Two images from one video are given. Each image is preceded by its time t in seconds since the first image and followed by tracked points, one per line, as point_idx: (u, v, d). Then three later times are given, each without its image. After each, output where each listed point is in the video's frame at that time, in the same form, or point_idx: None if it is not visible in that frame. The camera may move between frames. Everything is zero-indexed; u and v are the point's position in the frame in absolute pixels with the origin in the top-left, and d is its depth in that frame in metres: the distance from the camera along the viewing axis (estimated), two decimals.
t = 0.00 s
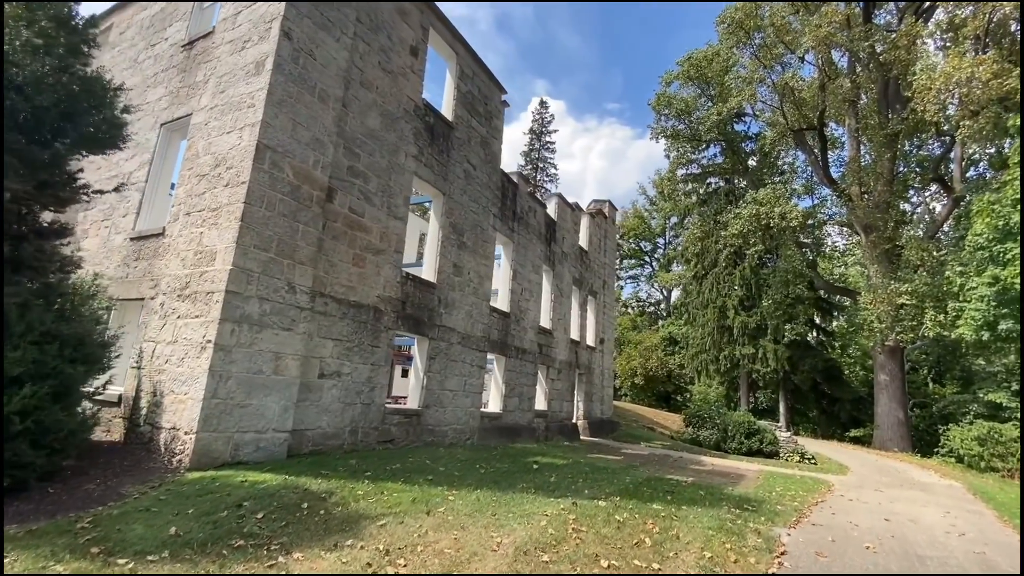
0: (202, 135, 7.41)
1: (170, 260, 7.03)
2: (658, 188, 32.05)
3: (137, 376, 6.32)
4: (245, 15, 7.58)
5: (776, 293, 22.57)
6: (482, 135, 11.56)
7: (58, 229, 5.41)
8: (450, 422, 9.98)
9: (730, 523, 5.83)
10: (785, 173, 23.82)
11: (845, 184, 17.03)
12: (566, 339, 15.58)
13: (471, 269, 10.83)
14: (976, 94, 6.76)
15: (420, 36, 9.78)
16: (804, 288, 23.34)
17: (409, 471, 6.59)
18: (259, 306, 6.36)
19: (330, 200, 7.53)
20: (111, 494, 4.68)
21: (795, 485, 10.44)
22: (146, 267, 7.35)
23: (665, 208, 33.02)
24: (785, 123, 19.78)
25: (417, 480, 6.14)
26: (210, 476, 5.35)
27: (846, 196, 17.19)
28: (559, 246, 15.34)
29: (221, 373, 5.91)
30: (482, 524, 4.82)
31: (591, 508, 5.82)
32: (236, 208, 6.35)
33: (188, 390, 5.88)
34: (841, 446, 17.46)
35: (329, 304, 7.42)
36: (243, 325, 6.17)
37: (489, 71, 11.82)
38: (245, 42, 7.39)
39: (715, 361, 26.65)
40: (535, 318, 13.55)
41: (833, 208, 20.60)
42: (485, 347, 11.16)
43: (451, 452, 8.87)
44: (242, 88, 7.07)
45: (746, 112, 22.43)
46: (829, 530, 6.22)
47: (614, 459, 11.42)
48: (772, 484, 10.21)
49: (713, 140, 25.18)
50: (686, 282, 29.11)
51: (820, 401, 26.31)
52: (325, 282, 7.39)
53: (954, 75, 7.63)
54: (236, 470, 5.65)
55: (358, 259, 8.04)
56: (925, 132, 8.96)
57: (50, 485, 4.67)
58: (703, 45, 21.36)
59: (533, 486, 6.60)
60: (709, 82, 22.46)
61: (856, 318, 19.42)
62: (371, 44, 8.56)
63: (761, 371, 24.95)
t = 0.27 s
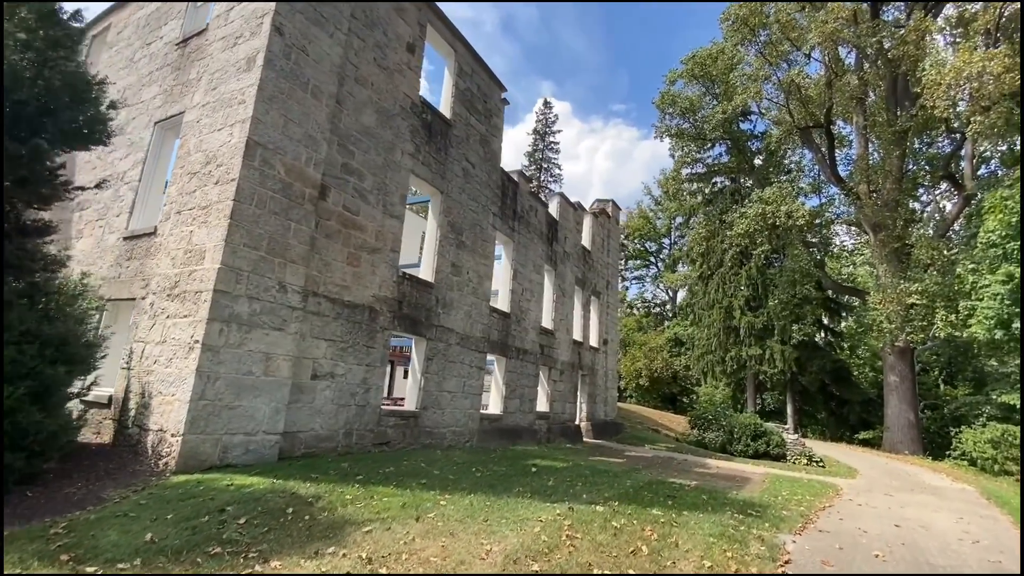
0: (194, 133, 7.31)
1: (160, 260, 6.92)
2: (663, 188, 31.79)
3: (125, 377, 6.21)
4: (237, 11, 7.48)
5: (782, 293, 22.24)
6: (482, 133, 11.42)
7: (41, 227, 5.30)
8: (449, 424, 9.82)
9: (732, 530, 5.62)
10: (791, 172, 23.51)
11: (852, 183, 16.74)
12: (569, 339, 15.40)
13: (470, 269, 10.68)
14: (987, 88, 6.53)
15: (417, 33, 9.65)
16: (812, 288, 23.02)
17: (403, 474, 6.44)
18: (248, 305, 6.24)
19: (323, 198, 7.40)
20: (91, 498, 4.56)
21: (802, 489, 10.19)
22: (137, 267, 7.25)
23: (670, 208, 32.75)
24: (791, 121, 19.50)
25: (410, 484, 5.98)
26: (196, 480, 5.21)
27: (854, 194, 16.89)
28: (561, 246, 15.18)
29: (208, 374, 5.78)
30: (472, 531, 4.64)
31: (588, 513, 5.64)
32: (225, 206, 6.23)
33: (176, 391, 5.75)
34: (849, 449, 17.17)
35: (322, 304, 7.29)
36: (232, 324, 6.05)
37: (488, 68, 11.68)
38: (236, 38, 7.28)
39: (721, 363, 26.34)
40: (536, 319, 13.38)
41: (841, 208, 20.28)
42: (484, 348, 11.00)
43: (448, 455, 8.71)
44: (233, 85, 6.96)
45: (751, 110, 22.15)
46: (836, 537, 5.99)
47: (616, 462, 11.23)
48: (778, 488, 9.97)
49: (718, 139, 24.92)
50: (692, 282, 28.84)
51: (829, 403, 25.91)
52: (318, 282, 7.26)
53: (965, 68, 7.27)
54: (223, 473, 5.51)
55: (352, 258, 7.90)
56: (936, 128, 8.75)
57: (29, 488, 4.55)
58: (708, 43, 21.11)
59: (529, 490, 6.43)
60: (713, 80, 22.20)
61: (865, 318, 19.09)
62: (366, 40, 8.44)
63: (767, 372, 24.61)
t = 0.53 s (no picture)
0: (186, 131, 7.21)
1: (151, 260, 6.82)
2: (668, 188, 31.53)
3: (114, 379, 6.11)
4: (229, 8, 7.38)
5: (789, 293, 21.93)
6: (481, 132, 11.28)
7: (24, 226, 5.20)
8: (447, 426, 9.67)
9: (733, 537, 5.42)
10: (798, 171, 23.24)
11: (860, 181, 16.44)
12: (571, 340, 15.22)
13: (469, 269, 10.54)
14: (1000, 81, 6.27)
15: (414, 30, 9.53)
16: (819, 288, 22.67)
17: (396, 478, 6.28)
18: (238, 305, 6.12)
19: (317, 196, 7.28)
20: (71, 503, 4.44)
21: (809, 493, 9.95)
22: (130, 267, 7.16)
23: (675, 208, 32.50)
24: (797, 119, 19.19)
25: (402, 489, 5.83)
26: (181, 484, 5.09)
27: (861, 193, 16.60)
28: (563, 246, 15.01)
29: (197, 376, 5.67)
30: (462, 538, 4.48)
31: (585, 519, 5.46)
32: (215, 204, 6.12)
33: (163, 393, 5.64)
34: (857, 451, 16.86)
35: (316, 304, 7.16)
36: (222, 325, 5.93)
37: (487, 66, 11.55)
38: (229, 35, 7.18)
39: (727, 364, 26.06)
40: (538, 319, 13.22)
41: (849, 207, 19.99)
42: (484, 349, 10.85)
43: (446, 458, 8.56)
44: (224, 82, 6.86)
45: (757, 109, 21.89)
46: (843, 544, 5.78)
47: (619, 465, 11.03)
48: (784, 492, 9.74)
49: (723, 139, 24.67)
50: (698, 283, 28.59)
51: (837, 405, 25.52)
52: (312, 281, 7.14)
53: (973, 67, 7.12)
54: (211, 477, 5.39)
55: (347, 258, 7.77)
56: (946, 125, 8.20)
57: (8, 493, 4.44)
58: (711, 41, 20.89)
59: (525, 495, 6.26)
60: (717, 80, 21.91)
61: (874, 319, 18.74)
62: (361, 37, 8.32)
63: (775, 374, 24.28)
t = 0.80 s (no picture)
0: (177, 129, 7.11)
1: (140, 259, 6.72)
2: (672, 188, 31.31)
3: (101, 380, 5.99)
4: (221, 5, 7.29)
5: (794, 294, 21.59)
6: (479, 131, 11.14)
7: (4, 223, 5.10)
8: (444, 429, 9.52)
9: (733, 544, 5.23)
10: (804, 170, 22.97)
11: (867, 181, 16.19)
12: (573, 342, 15.03)
13: (467, 269, 10.39)
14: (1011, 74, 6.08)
15: (410, 27, 9.42)
16: (826, 289, 22.35)
17: (387, 482, 6.13)
18: (226, 305, 6.00)
19: (309, 194, 7.16)
20: (48, 507, 4.33)
21: (814, 498, 9.72)
22: (120, 267, 7.08)
23: (680, 208, 32.27)
24: (803, 118, 18.93)
25: (392, 493, 5.68)
26: (163, 487, 4.97)
27: (868, 193, 16.34)
28: (564, 246, 14.85)
29: (182, 377, 5.55)
30: (449, 545, 4.32)
31: (579, 525, 5.29)
32: (202, 202, 6.01)
33: (148, 394, 5.53)
34: (865, 454, 16.55)
35: (307, 304, 7.04)
36: (208, 325, 5.81)
37: (486, 64, 11.41)
38: (220, 32, 7.08)
39: (733, 366, 25.78)
40: (538, 321, 13.06)
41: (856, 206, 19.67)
42: (482, 350, 10.70)
43: (441, 461, 8.39)
44: (214, 79, 6.76)
45: (762, 108, 21.67)
46: (848, 551, 5.57)
47: (620, 469, 10.84)
48: (789, 497, 9.52)
49: (728, 138, 24.47)
50: (703, 284, 28.38)
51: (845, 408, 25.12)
52: (303, 281, 7.02)
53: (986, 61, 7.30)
54: (194, 481, 5.27)
55: (340, 257, 7.64)
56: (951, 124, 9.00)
57: None
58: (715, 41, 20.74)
59: (519, 499, 6.10)
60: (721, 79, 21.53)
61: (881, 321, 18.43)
62: (355, 34, 8.21)
63: (781, 375, 23.95)
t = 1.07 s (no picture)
0: (167, 127, 7.01)
1: (129, 259, 6.61)
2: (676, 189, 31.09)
3: (86, 381, 5.88)
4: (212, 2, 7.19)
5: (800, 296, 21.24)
6: (477, 129, 11.01)
7: None
8: (440, 431, 9.37)
9: (732, 552, 5.04)
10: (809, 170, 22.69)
11: (873, 180, 15.94)
12: (573, 343, 14.86)
13: (464, 270, 10.26)
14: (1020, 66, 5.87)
15: (406, 24, 9.30)
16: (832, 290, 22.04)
17: (377, 486, 5.99)
18: (213, 305, 5.88)
19: (300, 193, 7.05)
20: (23, 511, 4.21)
21: (819, 503, 9.48)
22: (109, 266, 6.98)
23: (685, 209, 32.03)
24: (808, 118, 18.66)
25: (380, 497, 5.53)
26: (144, 491, 4.85)
27: (874, 193, 16.08)
28: (565, 247, 14.68)
29: (167, 378, 5.43)
30: (435, 553, 4.17)
31: (572, 532, 5.11)
32: (189, 200, 5.90)
33: (132, 396, 5.41)
34: (872, 458, 16.26)
35: (298, 304, 6.92)
36: (195, 325, 5.69)
37: (484, 62, 11.29)
38: (210, 28, 6.98)
39: (738, 368, 25.51)
40: (538, 322, 12.91)
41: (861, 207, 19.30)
42: (480, 352, 10.56)
43: (436, 465, 8.24)
44: (204, 76, 6.66)
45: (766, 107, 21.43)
46: (852, 560, 5.37)
47: (620, 472, 10.65)
48: (793, 502, 9.29)
49: (732, 138, 24.24)
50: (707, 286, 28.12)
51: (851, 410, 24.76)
52: (294, 281, 6.90)
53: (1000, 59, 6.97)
54: (178, 485, 5.14)
55: (333, 257, 7.53)
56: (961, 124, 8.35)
57: None
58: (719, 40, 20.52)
59: (512, 504, 5.95)
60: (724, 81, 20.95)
61: (889, 322, 18.12)
62: (350, 31, 8.11)
63: (786, 378, 23.65)
